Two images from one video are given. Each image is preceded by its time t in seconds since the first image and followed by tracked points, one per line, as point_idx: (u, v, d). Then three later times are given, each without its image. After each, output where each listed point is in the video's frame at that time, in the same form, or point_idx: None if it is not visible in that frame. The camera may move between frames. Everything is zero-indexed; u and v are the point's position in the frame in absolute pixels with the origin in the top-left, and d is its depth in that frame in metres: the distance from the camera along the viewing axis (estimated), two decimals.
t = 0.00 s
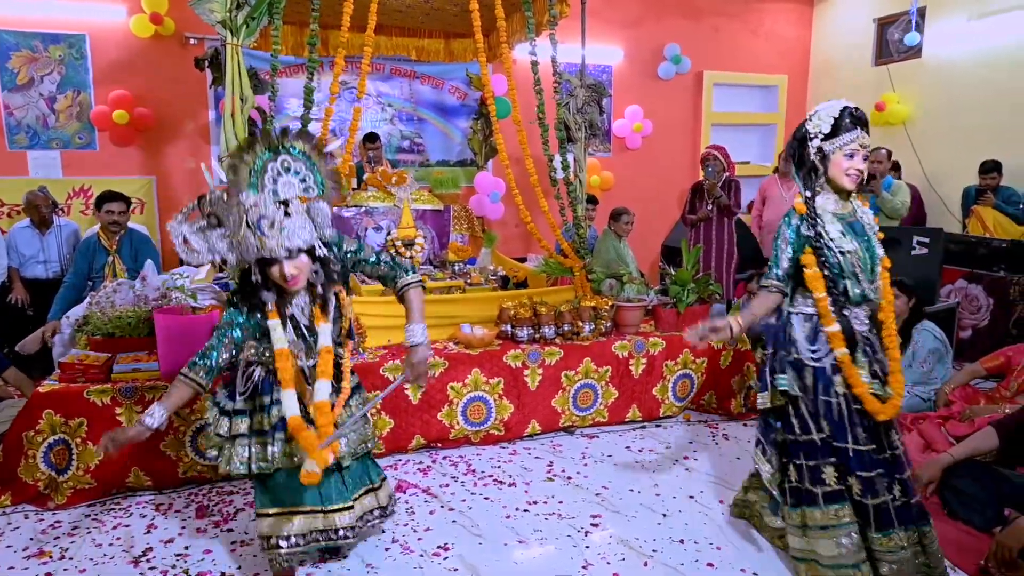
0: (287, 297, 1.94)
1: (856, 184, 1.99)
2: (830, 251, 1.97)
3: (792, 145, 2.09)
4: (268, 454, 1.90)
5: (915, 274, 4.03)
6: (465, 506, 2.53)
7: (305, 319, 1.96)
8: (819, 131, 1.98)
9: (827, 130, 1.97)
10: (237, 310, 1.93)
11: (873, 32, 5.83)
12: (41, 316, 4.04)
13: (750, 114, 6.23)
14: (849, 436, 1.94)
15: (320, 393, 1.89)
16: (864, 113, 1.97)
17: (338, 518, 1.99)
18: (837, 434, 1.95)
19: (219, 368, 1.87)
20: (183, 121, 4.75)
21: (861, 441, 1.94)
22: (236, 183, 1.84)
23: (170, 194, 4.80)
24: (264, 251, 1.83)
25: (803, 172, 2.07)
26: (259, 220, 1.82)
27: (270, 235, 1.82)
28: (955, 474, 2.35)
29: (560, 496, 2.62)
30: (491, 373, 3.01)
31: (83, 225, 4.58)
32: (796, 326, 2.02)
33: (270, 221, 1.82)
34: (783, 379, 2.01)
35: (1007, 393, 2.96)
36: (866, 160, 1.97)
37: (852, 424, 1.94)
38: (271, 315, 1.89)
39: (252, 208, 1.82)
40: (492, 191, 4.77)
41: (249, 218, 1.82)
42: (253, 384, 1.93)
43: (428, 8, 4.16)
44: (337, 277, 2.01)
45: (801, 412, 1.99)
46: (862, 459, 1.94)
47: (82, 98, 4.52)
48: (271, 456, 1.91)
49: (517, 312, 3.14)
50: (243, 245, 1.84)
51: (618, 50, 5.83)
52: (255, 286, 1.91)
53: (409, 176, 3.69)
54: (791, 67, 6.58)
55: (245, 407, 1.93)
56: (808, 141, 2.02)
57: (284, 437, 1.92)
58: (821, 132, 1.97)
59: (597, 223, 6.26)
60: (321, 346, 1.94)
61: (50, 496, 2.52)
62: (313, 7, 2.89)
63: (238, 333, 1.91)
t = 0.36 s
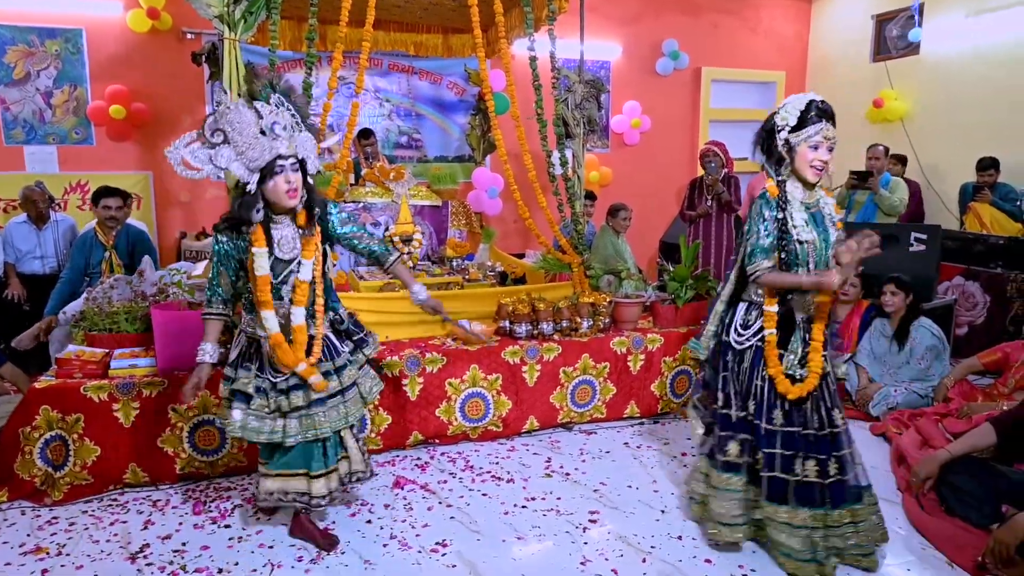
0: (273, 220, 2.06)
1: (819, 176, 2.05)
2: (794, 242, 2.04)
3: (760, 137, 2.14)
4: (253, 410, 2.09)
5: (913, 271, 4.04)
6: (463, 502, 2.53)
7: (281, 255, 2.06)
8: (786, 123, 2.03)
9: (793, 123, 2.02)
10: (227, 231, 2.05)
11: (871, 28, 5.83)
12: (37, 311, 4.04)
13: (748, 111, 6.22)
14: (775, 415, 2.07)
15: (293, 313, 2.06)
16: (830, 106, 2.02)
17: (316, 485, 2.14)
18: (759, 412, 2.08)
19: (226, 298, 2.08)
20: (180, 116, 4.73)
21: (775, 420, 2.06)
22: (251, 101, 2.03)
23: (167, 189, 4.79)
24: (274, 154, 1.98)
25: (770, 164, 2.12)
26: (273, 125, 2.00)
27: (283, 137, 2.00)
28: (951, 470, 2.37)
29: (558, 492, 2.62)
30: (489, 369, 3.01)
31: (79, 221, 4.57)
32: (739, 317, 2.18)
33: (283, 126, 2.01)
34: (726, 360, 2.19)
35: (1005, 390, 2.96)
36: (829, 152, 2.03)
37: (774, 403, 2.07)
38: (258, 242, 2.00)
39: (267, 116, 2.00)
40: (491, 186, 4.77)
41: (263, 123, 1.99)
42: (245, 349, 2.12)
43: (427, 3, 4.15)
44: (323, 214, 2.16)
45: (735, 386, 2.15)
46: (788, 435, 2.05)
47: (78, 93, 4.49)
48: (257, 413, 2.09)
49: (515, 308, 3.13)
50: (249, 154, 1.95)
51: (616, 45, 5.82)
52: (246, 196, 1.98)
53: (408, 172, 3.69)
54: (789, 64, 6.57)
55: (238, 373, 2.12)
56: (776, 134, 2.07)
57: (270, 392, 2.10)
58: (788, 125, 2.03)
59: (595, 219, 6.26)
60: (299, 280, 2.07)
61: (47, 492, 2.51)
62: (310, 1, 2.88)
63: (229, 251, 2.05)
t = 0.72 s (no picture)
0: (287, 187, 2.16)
1: (802, 170, 2.10)
2: (774, 230, 2.10)
3: (744, 135, 2.22)
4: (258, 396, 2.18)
5: (908, 270, 4.04)
6: (459, 502, 2.53)
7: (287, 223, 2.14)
8: (768, 120, 2.12)
9: (774, 120, 2.11)
10: (235, 196, 2.10)
11: (866, 28, 5.84)
12: (32, 311, 4.04)
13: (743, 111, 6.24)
14: (740, 395, 2.18)
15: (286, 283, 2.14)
16: (811, 104, 2.11)
17: (325, 469, 2.24)
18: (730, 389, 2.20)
19: (219, 257, 2.09)
20: (176, 115, 4.72)
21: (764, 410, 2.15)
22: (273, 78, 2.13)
23: (163, 188, 4.77)
24: (294, 123, 2.08)
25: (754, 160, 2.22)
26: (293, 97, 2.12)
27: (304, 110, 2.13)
28: (946, 468, 2.38)
29: (555, 491, 2.62)
30: (486, 369, 3.01)
31: (74, 220, 4.55)
32: (726, 301, 2.25)
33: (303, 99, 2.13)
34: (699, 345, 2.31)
35: (1000, 389, 2.97)
36: (811, 147, 2.10)
37: (746, 383, 2.17)
38: (270, 206, 2.10)
39: (287, 90, 2.12)
40: (487, 186, 4.76)
41: (284, 94, 2.10)
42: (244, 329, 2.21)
43: (423, 3, 4.14)
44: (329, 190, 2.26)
45: (701, 370, 2.27)
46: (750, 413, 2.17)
47: (73, 92, 4.48)
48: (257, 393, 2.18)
49: (512, 308, 3.14)
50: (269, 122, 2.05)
51: (613, 45, 5.83)
52: (264, 158, 2.08)
53: (404, 171, 3.68)
54: (785, 64, 6.58)
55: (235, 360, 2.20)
56: (758, 131, 2.16)
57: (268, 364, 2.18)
58: (769, 122, 2.12)
59: (590, 219, 6.27)
60: (306, 247, 2.15)
61: (42, 492, 2.50)
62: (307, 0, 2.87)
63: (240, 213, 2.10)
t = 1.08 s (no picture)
0: (295, 162, 2.21)
1: (793, 163, 2.17)
2: (781, 216, 2.16)
3: (733, 128, 2.26)
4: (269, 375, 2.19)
5: (910, 272, 4.04)
6: (460, 502, 2.53)
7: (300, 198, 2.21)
8: (759, 113, 2.15)
9: (765, 113, 2.14)
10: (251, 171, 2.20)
11: (867, 30, 5.84)
12: (35, 309, 4.07)
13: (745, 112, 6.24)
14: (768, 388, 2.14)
15: (297, 250, 2.17)
16: (797, 94, 2.14)
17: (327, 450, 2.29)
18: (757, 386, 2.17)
19: (236, 228, 2.17)
20: (178, 115, 4.74)
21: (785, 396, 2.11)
22: (285, 58, 2.19)
23: (166, 187, 4.79)
24: (291, 99, 2.13)
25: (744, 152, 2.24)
26: (295, 78, 2.15)
27: (310, 90, 2.16)
28: (949, 470, 2.39)
29: (556, 492, 2.63)
30: (487, 369, 3.02)
31: (78, 219, 4.57)
32: (733, 294, 2.25)
33: (307, 80, 2.16)
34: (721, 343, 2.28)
35: (1002, 391, 2.97)
36: (801, 140, 2.15)
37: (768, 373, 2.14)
38: (277, 175, 2.15)
39: (293, 69, 2.16)
40: (488, 186, 4.76)
41: (287, 75, 2.15)
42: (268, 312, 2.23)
43: (426, 3, 4.16)
44: (339, 167, 2.30)
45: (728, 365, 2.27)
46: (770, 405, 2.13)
47: (76, 91, 4.49)
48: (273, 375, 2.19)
49: (513, 308, 3.15)
50: (272, 95, 2.12)
51: (614, 46, 5.84)
52: (271, 139, 2.16)
53: (405, 171, 3.69)
54: (786, 65, 6.59)
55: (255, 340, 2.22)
56: (748, 123, 2.18)
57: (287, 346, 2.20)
58: (760, 115, 2.14)
59: (592, 220, 6.27)
60: (324, 222, 2.22)
61: (45, 490, 2.51)
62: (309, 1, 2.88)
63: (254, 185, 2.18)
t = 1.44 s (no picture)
0: (312, 181, 2.23)
1: (789, 182, 2.13)
2: (778, 243, 2.08)
3: (727, 144, 2.19)
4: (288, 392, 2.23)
5: (915, 278, 4.03)
6: (464, 502, 2.55)
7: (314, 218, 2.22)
8: (756, 130, 2.11)
9: (762, 130, 2.10)
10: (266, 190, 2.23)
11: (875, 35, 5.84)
12: (41, 305, 4.06)
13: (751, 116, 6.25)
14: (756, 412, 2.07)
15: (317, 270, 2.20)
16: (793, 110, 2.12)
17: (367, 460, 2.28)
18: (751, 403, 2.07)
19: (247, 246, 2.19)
20: (186, 113, 4.76)
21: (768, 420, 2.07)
22: (300, 76, 2.21)
23: (172, 185, 4.81)
24: (307, 122, 2.16)
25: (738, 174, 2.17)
26: (311, 99, 2.17)
27: (326, 109, 2.18)
28: (953, 476, 2.40)
29: (558, 493, 2.64)
30: (491, 369, 3.03)
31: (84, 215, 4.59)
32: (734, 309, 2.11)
33: (324, 100, 2.18)
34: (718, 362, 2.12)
35: (1006, 399, 2.98)
36: (799, 157, 2.12)
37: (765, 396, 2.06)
38: (291, 196, 2.18)
39: (308, 90, 2.18)
40: (493, 187, 4.75)
41: (303, 95, 2.18)
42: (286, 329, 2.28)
43: (433, 5, 4.17)
44: (360, 184, 2.31)
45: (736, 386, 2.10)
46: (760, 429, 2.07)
47: (85, 88, 4.52)
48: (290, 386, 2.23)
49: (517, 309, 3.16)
50: (288, 118, 2.17)
51: (620, 49, 5.85)
52: (287, 160, 2.20)
53: (411, 171, 3.71)
54: (792, 69, 6.59)
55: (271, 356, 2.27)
56: (744, 141, 2.14)
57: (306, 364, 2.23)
58: (757, 132, 2.10)
59: (596, 222, 6.28)
60: (333, 236, 2.20)
61: (51, 484, 2.52)
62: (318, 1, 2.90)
63: (267, 205, 2.19)
